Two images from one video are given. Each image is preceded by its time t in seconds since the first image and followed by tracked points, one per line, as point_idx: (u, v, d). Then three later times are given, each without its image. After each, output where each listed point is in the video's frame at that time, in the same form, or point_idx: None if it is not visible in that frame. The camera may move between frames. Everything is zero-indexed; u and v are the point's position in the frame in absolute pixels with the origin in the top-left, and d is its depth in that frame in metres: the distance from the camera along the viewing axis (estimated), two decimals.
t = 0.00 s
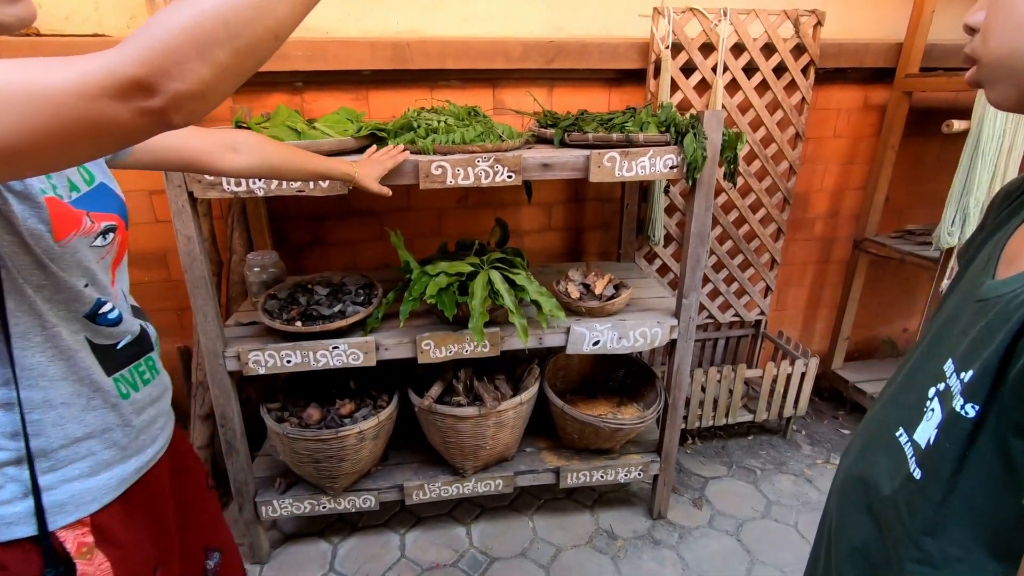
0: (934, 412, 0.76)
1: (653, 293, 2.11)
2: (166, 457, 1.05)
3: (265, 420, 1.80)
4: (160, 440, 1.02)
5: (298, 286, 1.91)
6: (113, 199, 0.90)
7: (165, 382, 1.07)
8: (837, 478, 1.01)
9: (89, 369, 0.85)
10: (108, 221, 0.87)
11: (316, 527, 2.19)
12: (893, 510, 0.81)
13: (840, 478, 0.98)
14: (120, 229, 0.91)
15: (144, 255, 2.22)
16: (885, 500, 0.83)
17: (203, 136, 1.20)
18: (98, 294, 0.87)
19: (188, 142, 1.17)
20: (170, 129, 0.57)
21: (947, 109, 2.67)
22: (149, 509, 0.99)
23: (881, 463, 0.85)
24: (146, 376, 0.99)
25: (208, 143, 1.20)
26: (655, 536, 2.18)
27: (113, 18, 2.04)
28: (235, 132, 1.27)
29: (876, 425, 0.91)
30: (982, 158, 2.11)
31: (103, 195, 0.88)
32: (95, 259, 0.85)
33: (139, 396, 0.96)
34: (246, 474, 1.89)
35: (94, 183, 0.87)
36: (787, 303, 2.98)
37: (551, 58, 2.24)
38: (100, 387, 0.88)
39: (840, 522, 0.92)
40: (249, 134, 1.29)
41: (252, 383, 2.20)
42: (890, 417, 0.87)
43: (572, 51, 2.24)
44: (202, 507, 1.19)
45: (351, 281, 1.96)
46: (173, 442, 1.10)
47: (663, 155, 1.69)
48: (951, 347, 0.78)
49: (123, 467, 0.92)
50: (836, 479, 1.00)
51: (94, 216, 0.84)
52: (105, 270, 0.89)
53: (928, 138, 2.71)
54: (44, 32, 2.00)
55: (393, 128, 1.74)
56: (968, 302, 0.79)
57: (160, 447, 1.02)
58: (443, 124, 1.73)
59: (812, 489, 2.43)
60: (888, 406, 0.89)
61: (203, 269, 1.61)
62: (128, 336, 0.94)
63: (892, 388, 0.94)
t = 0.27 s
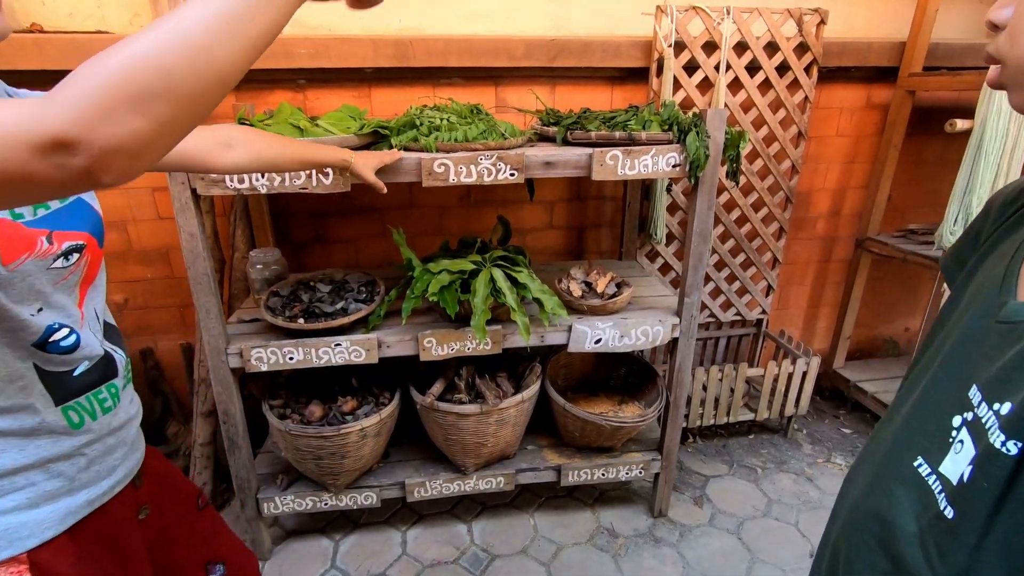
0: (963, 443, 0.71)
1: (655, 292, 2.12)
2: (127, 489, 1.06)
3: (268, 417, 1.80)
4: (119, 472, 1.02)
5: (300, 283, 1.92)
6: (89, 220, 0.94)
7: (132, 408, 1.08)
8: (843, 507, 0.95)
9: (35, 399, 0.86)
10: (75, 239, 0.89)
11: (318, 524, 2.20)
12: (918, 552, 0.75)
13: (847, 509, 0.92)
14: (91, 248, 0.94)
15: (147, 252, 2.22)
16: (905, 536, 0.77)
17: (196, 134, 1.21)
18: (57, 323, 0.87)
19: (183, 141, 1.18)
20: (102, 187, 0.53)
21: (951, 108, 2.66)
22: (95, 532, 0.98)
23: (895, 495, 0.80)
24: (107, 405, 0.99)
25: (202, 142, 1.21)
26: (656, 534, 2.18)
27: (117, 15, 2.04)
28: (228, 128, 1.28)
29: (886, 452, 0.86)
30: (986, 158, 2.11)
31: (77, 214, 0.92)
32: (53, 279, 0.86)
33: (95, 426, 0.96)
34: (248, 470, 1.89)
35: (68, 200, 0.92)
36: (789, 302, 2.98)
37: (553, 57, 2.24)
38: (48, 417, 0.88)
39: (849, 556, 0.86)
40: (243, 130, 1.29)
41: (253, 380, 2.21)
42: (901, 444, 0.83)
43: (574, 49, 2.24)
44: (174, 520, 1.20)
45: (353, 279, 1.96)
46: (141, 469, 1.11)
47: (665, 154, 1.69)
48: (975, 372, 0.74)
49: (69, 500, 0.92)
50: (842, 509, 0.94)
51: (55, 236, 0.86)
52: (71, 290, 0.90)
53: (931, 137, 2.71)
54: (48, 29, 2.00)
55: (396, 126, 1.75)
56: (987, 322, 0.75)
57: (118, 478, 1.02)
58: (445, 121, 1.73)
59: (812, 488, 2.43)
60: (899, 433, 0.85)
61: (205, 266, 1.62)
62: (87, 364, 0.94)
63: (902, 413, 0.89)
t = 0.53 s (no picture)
0: (968, 444, 0.72)
1: (658, 287, 2.12)
2: (126, 483, 1.07)
3: (271, 412, 1.81)
4: (119, 466, 1.03)
5: (303, 278, 1.92)
6: (91, 211, 0.93)
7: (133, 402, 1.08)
8: (836, 501, 0.96)
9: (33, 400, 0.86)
10: (73, 236, 0.88)
11: (320, 518, 2.21)
12: (921, 550, 0.76)
13: (841, 500, 0.93)
14: (91, 242, 0.92)
15: (150, 247, 2.23)
16: (911, 536, 0.78)
17: (195, 126, 1.23)
18: (51, 324, 0.87)
19: (186, 132, 1.21)
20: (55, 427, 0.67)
21: (955, 104, 2.65)
22: (89, 529, 1.00)
23: (897, 494, 0.81)
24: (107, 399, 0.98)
25: (205, 134, 1.24)
26: (657, 529, 2.18)
27: (120, 10, 2.04)
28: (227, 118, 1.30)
29: (880, 449, 0.86)
30: (990, 152, 2.10)
31: (76, 206, 0.90)
32: (49, 278, 0.85)
33: (96, 421, 0.96)
34: (252, 464, 1.90)
35: (68, 192, 0.90)
36: (791, 298, 2.97)
37: (556, 51, 2.23)
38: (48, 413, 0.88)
39: (848, 553, 0.87)
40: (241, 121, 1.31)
41: (256, 374, 2.21)
42: (897, 442, 0.83)
43: (577, 44, 2.24)
44: (172, 516, 1.21)
45: (356, 274, 1.97)
46: (140, 463, 1.12)
47: (668, 149, 1.69)
48: (977, 372, 0.74)
49: (67, 495, 0.94)
50: (836, 499, 0.95)
51: (51, 233, 0.85)
52: (72, 285, 0.90)
53: (935, 132, 2.70)
54: (51, 24, 2.01)
55: (399, 121, 1.75)
56: (986, 321, 0.75)
57: (118, 473, 1.03)
58: (448, 116, 1.73)
59: (814, 483, 2.43)
60: (892, 430, 0.85)
61: (209, 261, 1.62)
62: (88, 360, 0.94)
63: (894, 409, 0.90)
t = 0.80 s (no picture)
0: (943, 414, 0.70)
1: (660, 285, 2.12)
2: (131, 476, 1.08)
3: (276, 409, 1.83)
4: (125, 460, 1.04)
5: (307, 276, 1.93)
6: (102, 209, 0.94)
7: (139, 398, 1.09)
8: (834, 481, 0.92)
9: (48, 396, 0.88)
10: (86, 236, 0.90)
11: (325, 515, 2.22)
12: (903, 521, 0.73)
13: (837, 479, 0.90)
14: (103, 241, 0.94)
15: (156, 246, 2.25)
16: (894, 511, 0.75)
17: (207, 127, 1.21)
18: (62, 324, 0.88)
19: (195, 135, 1.19)
20: None
21: (959, 102, 2.64)
22: (101, 522, 1.01)
23: (883, 471, 0.78)
24: (117, 396, 1.00)
25: (212, 136, 1.21)
26: (660, 527, 2.19)
27: (125, 10, 2.06)
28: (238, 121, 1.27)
29: (874, 425, 0.83)
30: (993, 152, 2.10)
31: (89, 205, 0.91)
32: (67, 280, 0.87)
33: (106, 417, 0.98)
34: (257, 461, 1.92)
35: (82, 190, 0.92)
36: (794, 297, 2.97)
37: (559, 51, 2.24)
38: (62, 410, 0.89)
39: (842, 535, 0.84)
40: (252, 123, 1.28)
41: (261, 372, 2.23)
42: (885, 419, 0.81)
43: (580, 43, 2.24)
44: (171, 510, 1.22)
45: (359, 272, 1.98)
46: (143, 456, 1.13)
47: (671, 148, 1.70)
48: (951, 342, 0.71)
49: (79, 488, 0.95)
50: (834, 478, 0.93)
51: (66, 235, 0.86)
52: (85, 284, 0.92)
53: (939, 131, 2.69)
54: (58, 25, 2.02)
55: (402, 120, 1.76)
56: (966, 293, 0.72)
57: (124, 467, 1.04)
58: (452, 116, 1.74)
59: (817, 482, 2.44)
60: (886, 405, 0.82)
61: (215, 260, 1.64)
62: (98, 357, 0.96)
63: (887, 384, 0.87)
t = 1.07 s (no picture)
0: (924, 382, 0.75)
1: (666, 289, 2.13)
2: (135, 488, 1.09)
3: (285, 412, 1.85)
4: (127, 473, 1.06)
5: (315, 280, 1.95)
6: (113, 221, 0.96)
7: (144, 411, 1.11)
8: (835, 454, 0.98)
9: (44, 408, 0.89)
10: (93, 250, 0.91)
11: (332, 517, 2.24)
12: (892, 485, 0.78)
13: (838, 451, 0.95)
14: (112, 254, 0.95)
15: (167, 250, 2.28)
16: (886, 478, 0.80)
17: (223, 139, 1.24)
18: (65, 337, 0.90)
19: (211, 146, 1.22)
20: None
21: (968, 104, 2.63)
22: (101, 534, 1.03)
23: (877, 439, 0.84)
24: (118, 410, 1.02)
25: (228, 148, 1.24)
26: (666, 530, 2.19)
27: (138, 18, 2.09)
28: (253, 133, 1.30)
29: (869, 400, 0.88)
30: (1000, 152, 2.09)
31: (99, 219, 0.93)
32: (70, 294, 0.89)
33: (105, 431, 0.99)
34: (266, 463, 1.94)
35: (95, 203, 0.94)
36: (801, 299, 2.96)
37: (565, 55, 2.25)
38: (58, 423, 0.91)
39: (839, 498, 0.90)
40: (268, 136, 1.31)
41: (270, 375, 2.25)
42: (880, 392, 0.86)
43: (586, 48, 2.26)
44: (182, 521, 1.24)
45: (367, 276, 2.00)
46: (150, 467, 1.15)
47: (676, 152, 1.70)
48: (936, 319, 0.76)
49: (76, 500, 0.97)
50: (835, 452, 0.98)
51: (71, 250, 0.88)
52: (93, 296, 0.94)
53: (947, 133, 2.68)
54: (72, 33, 2.06)
55: (409, 126, 1.77)
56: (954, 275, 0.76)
57: (126, 480, 1.05)
58: (458, 121, 1.76)
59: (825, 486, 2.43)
60: (881, 380, 0.87)
61: (225, 264, 1.66)
62: (99, 371, 0.97)
63: (884, 361, 0.91)
